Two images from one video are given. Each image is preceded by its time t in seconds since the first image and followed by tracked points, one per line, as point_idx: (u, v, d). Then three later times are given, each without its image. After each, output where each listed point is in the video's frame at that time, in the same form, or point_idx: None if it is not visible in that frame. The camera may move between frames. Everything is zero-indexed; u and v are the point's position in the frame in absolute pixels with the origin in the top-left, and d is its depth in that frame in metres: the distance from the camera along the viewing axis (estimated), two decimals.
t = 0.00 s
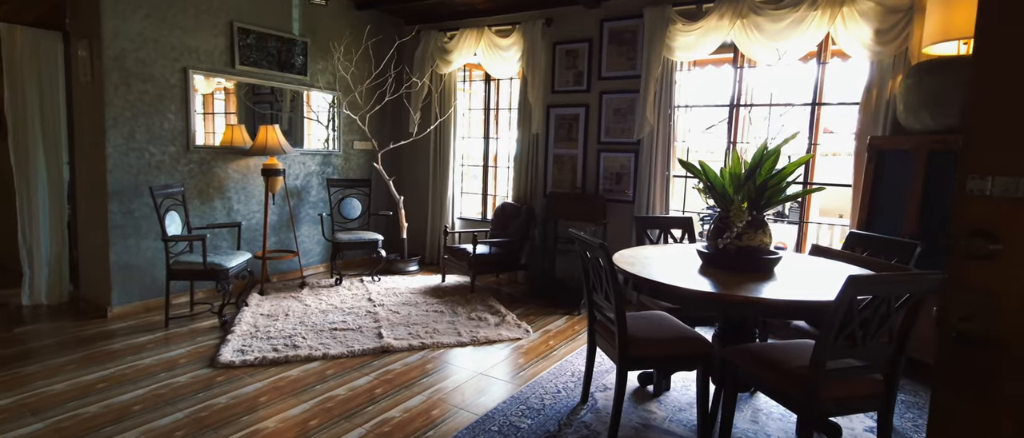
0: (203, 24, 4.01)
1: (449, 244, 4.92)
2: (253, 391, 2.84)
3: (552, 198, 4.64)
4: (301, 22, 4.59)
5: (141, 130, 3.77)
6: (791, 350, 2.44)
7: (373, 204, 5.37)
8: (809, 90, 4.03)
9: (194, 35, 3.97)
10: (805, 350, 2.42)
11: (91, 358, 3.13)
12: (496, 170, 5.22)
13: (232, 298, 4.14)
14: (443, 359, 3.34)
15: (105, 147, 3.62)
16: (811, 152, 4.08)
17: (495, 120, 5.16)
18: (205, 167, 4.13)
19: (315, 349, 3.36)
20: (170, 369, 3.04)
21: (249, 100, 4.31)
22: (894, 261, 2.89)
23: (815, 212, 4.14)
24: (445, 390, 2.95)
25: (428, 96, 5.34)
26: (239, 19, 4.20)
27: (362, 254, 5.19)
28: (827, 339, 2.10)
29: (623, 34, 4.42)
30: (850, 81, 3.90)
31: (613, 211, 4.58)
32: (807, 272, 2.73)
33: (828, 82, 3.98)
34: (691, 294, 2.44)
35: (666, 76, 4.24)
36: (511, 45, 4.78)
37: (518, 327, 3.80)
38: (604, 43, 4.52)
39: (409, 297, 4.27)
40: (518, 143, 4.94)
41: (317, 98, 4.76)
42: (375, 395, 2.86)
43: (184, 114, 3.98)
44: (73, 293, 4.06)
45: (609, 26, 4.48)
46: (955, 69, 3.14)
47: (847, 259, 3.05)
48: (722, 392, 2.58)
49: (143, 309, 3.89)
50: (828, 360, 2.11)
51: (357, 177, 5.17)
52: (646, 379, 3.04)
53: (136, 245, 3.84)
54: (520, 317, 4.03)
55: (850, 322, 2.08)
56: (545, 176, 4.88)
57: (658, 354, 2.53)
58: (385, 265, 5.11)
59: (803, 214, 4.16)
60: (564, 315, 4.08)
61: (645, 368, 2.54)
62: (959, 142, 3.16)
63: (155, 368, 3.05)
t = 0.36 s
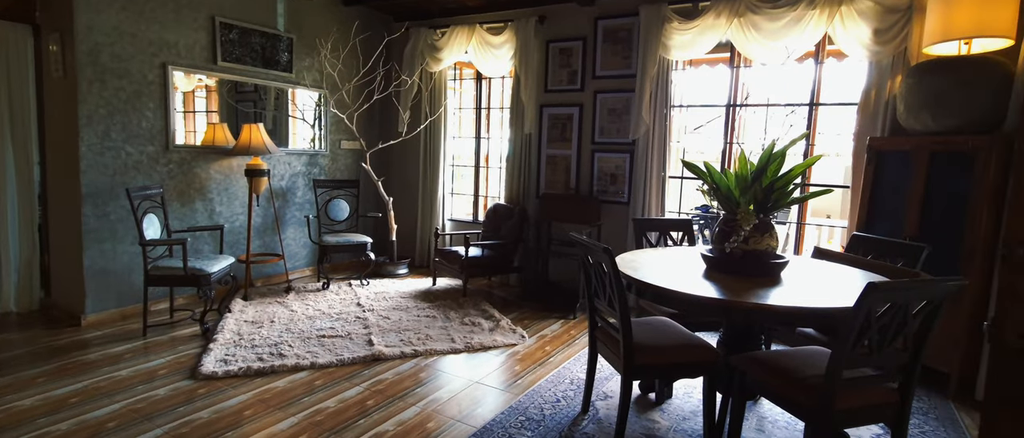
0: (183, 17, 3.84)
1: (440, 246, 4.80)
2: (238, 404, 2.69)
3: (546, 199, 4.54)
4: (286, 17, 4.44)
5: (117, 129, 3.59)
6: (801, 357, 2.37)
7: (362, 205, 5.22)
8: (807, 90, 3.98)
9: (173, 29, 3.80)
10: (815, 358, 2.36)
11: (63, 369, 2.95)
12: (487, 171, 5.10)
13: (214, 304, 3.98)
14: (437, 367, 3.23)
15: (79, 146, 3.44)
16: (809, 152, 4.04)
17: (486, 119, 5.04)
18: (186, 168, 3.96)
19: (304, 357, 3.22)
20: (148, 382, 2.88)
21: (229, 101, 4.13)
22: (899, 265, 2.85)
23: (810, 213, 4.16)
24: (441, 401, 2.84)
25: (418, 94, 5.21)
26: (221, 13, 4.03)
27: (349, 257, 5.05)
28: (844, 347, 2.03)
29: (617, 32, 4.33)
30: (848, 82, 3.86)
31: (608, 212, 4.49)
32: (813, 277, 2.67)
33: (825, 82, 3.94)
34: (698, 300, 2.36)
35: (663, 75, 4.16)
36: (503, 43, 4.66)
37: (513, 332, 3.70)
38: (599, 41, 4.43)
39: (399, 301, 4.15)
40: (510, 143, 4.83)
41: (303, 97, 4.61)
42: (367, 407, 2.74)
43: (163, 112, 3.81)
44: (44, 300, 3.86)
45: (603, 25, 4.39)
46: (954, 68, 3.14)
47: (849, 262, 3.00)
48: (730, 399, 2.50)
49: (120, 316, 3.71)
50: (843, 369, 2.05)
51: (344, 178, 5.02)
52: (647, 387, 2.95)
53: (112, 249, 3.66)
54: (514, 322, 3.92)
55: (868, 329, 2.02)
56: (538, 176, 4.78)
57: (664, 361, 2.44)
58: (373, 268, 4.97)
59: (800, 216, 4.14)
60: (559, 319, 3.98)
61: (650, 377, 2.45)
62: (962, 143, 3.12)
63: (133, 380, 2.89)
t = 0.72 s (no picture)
0: (153, 11, 3.66)
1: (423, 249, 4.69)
2: (215, 420, 2.55)
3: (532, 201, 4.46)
4: (264, 13, 4.28)
5: (83, 127, 3.40)
6: (800, 364, 2.34)
7: (342, 207, 5.08)
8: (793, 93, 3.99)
9: (143, 24, 3.62)
10: (814, 365, 2.33)
11: (24, 384, 2.77)
12: (471, 172, 5.01)
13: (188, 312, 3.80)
14: (424, 376, 3.12)
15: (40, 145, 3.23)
16: (795, 155, 4.05)
17: (471, 120, 4.95)
18: (157, 168, 3.78)
19: (283, 368, 3.09)
20: (117, 396, 2.72)
21: (205, 95, 3.97)
22: (890, 269, 2.85)
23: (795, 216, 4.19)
24: (430, 412, 2.74)
25: (400, 94, 5.09)
26: (194, 7, 3.86)
27: (329, 261, 4.91)
28: (847, 354, 2.01)
29: (604, 33, 4.28)
30: (833, 85, 3.87)
31: (594, 214, 4.44)
32: (809, 282, 2.65)
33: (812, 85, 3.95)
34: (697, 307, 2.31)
35: (651, 77, 4.12)
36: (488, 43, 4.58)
37: (501, 338, 3.62)
38: (586, 42, 4.37)
39: (383, 307, 4.03)
40: (495, 144, 4.75)
41: (280, 95, 4.45)
42: (353, 420, 2.62)
43: (132, 110, 3.62)
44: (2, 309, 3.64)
45: (590, 25, 4.33)
46: (939, 74, 3.17)
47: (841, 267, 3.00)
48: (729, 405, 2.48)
49: (85, 325, 3.51)
50: (846, 377, 2.02)
51: (324, 179, 4.88)
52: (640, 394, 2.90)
53: (77, 255, 3.47)
54: (501, 327, 3.84)
55: (872, 336, 2.00)
56: (524, 178, 4.71)
57: (663, 370, 2.39)
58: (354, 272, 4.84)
59: (786, 219, 4.19)
60: (548, 324, 3.91)
61: (648, 386, 2.40)
62: (949, 148, 3.13)
63: (100, 395, 2.72)
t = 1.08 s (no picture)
0: (124, 6, 3.51)
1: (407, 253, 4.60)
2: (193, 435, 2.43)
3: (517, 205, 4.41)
4: (241, 10, 4.14)
5: (48, 127, 3.23)
6: (794, 370, 2.34)
7: (322, 211, 4.96)
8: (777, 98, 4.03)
9: (113, 19, 3.46)
10: (808, 369, 2.34)
11: None
12: (455, 175, 4.94)
13: (160, 320, 3.65)
14: (411, 384, 3.04)
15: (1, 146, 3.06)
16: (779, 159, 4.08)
17: (455, 122, 4.88)
18: (127, 170, 3.62)
19: (264, 379, 2.97)
20: (87, 411, 2.58)
21: (178, 94, 3.82)
22: (877, 274, 2.89)
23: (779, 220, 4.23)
24: (419, 422, 2.66)
25: (382, 95, 4.99)
26: (168, 4, 3.72)
27: (308, 265, 4.78)
28: (845, 360, 2.01)
29: (590, 36, 4.26)
30: (816, 91, 3.92)
31: (579, 218, 4.42)
32: (801, 286, 2.66)
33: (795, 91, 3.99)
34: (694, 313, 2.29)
35: (636, 81, 4.11)
36: (473, 44, 4.52)
37: (489, 344, 3.56)
38: (571, 44, 4.34)
39: (366, 313, 3.93)
40: (479, 146, 4.69)
41: (258, 95, 4.32)
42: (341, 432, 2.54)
43: (101, 109, 3.46)
44: None
45: (576, 28, 4.31)
46: (920, 81, 3.23)
47: (829, 271, 3.03)
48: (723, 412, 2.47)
49: (50, 335, 3.34)
50: (843, 383, 2.02)
51: (302, 181, 4.75)
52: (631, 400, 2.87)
53: (42, 261, 3.29)
54: (488, 333, 3.78)
55: (869, 342, 2.01)
56: (508, 181, 4.65)
57: (659, 377, 2.37)
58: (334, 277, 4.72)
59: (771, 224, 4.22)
60: (535, 328, 3.87)
61: (644, 393, 2.37)
62: (930, 153, 3.19)
63: (68, 410, 2.58)
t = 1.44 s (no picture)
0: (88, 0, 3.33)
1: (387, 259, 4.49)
2: None
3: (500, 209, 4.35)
4: (213, 7, 3.99)
5: (4, 127, 3.03)
6: (789, 375, 2.34)
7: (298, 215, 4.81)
8: (758, 104, 4.07)
9: (77, 14, 3.28)
10: (802, 375, 2.34)
11: None
12: (436, 178, 4.86)
13: (126, 332, 3.46)
14: (396, 395, 2.94)
15: None
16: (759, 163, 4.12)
17: (435, 125, 4.79)
18: (90, 173, 3.43)
19: (241, 392, 2.83)
20: (49, 432, 2.41)
21: (144, 94, 3.64)
22: (863, 277, 2.92)
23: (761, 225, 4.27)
24: (408, 435, 2.57)
25: (360, 97, 4.87)
26: None
27: (284, 272, 4.63)
28: (844, 366, 2.01)
29: (573, 40, 4.23)
30: (796, 97, 3.97)
31: (563, 222, 4.38)
32: (790, 291, 2.65)
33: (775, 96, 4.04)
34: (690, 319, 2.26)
35: (620, 85, 4.10)
36: (454, 46, 4.45)
37: (474, 351, 3.48)
38: (554, 47, 4.31)
39: (345, 321, 3.81)
40: (461, 150, 4.62)
41: (231, 96, 4.16)
42: None
43: (62, 109, 3.26)
44: None
45: (559, 31, 4.27)
46: (899, 88, 3.29)
47: (816, 275, 3.05)
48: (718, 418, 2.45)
49: (6, 349, 3.13)
50: (842, 388, 2.02)
51: (277, 184, 4.60)
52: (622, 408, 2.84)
53: None
54: (473, 339, 3.70)
55: (868, 347, 2.01)
56: (490, 185, 4.59)
57: (656, 384, 2.33)
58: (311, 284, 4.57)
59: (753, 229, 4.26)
60: (520, 334, 3.81)
61: (640, 401, 2.34)
62: (910, 159, 3.25)
63: (28, 431, 2.40)
